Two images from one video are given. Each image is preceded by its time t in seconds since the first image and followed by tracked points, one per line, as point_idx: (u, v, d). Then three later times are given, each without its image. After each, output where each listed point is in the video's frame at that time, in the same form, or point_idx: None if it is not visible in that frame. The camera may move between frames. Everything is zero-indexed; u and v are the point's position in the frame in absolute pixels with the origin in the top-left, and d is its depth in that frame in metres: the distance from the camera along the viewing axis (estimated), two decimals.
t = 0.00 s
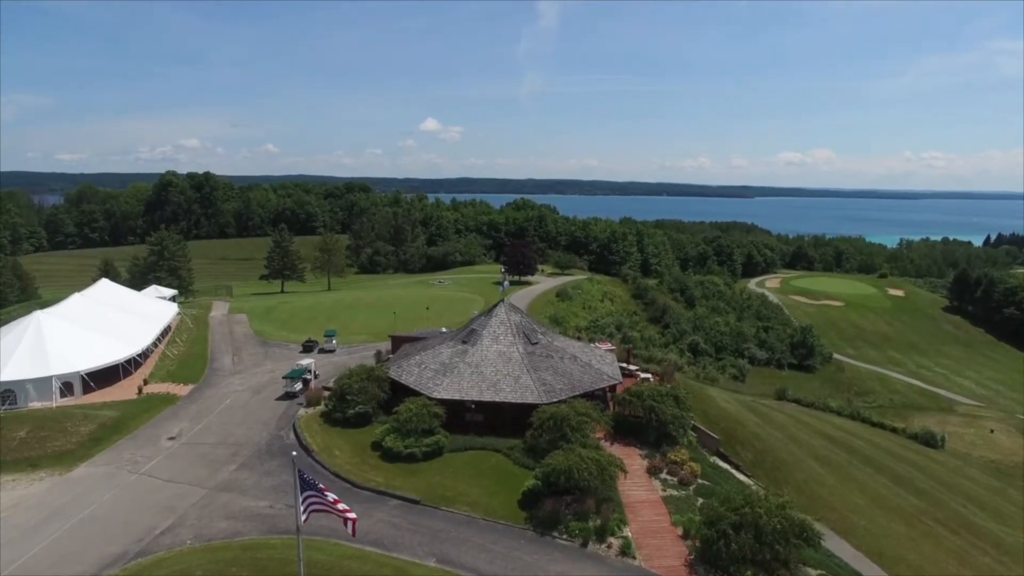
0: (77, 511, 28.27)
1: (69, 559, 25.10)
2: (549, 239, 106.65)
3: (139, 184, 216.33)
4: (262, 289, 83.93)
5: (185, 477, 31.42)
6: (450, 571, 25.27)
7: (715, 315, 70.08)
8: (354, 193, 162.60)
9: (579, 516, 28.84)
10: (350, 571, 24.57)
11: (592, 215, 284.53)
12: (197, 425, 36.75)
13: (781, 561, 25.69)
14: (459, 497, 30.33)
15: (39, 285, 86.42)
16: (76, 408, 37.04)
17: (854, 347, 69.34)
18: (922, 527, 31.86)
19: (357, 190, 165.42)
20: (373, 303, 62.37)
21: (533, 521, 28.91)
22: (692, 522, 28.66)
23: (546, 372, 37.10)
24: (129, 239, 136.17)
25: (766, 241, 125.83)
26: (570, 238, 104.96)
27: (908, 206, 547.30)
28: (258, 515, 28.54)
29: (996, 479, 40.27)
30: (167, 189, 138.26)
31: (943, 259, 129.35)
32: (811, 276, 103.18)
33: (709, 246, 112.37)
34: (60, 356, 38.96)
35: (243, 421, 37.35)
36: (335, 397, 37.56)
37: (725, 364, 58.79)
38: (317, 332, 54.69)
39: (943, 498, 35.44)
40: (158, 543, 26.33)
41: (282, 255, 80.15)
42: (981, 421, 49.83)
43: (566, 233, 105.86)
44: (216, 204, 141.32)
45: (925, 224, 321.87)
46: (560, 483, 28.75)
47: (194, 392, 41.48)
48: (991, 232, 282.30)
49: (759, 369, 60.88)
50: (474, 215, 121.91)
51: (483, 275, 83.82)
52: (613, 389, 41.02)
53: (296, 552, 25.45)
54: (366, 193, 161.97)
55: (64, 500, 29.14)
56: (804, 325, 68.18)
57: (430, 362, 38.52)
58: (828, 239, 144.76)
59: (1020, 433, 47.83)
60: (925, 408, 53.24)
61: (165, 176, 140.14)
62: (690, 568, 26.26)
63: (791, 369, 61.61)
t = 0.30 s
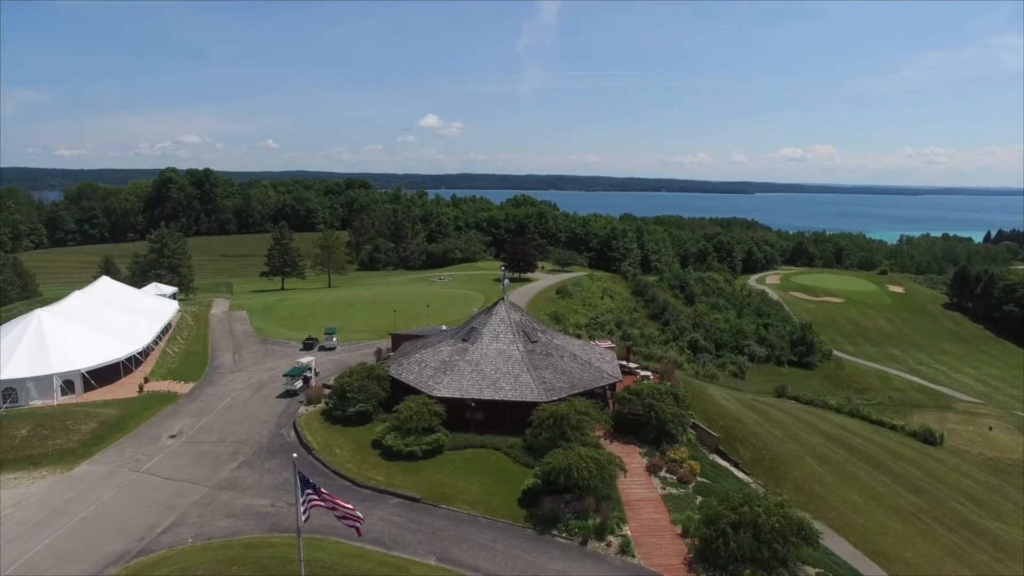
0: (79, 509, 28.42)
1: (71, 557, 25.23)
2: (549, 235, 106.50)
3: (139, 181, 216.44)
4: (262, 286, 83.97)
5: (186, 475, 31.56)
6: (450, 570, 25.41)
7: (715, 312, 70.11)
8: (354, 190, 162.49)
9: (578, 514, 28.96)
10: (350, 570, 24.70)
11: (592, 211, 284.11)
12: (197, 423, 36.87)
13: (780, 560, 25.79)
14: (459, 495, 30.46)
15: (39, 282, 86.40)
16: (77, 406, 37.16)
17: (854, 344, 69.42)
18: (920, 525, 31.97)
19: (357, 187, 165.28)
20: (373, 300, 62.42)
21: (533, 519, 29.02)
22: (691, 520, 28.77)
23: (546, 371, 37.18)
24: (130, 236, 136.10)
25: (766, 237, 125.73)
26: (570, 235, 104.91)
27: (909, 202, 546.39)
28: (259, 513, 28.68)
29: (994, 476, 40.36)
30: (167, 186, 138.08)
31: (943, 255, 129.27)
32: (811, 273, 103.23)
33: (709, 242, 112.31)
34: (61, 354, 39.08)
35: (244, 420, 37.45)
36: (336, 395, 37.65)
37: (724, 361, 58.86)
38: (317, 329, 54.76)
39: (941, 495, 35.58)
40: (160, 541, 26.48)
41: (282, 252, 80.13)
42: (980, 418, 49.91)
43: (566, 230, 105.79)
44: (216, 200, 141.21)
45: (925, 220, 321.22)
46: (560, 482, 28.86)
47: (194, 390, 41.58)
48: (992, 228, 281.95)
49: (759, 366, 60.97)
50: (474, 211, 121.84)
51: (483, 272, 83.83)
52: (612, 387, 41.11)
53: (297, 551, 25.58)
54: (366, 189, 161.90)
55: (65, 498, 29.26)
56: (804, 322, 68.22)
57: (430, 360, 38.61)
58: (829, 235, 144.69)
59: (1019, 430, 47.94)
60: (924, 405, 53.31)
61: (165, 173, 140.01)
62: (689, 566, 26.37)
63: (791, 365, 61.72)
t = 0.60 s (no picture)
0: (81, 507, 28.54)
1: (73, 556, 25.35)
2: (549, 231, 106.31)
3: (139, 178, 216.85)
4: (263, 283, 84.00)
5: (187, 473, 31.67)
6: (450, 568, 25.53)
7: (715, 308, 70.16)
8: (354, 186, 162.22)
9: (578, 513, 29.07)
10: (351, 568, 24.82)
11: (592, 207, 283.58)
12: (198, 421, 36.95)
13: (779, 558, 25.90)
14: (459, 493, 30.56)
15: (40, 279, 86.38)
16: (78, 404, 37.25)
17: (854, 341, 69.48)
18: (918, 523, 32.12)
19: (357, 183, 165.09)
20: (374, 296, 62.44)
21: (533, 518, 29.15)
22: (691, 518, 28.87)
23: (546, 368, 37.26)
24: (130, 232, 135.94)
25: (767, 233, 125.62)
26: (570, 231, 104.78)
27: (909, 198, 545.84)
28: (260, 511, 28.78)
29: (993, 474, 40.45)
30: (167, 182, 137.95)
31: (944, 252, 129.19)
32: (811, 269, 103.18)
33: (710, 238, 112.26)
34: (62, 352, 39.17)
35: (244, 417, 37.53)
36: (336, 393, 37.72)
37: (724, 358, 58.90)
38: (317, 326, 54.82)
39: (939, 493, 35.68)
40: (161, 539, 26.60)
41: (283, 249, 80.12)
42: (979, 416, 50.00)
43: (567, 226, 105.70)
44: (216, 196, 141.15)
45: (926, 216, 320.56)
46: (560, 480, 28.96)
47: (195, 388, 41.69)
48: (992, 224, 281.92)
49: (758, 362, 61.02)
50: (474, 207, 121.67)
51: (482, 268, 83.79)
52: (612, 385, 41.20)
53: (298, 549, 25.69)
54: (366, 185, 161.72)
55: (67, 496, 29.34)
56: (804, 319, 68.23)
57: (430, 358, 38.66)
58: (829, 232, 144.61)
59: (1018, 428, 48.02)
60: (924, 402, 53.40)
61: (165, 169, 139.85)
62: (689, 564, 26.49)
63: (790, 362, 61.80)
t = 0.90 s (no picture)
0: (84, 505, 28.66)
1: (76, 553, 25.50)
2: (549, 227, 106.38)
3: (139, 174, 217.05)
4: (264, 279, 84.09)
5: (189, 471, 31.80)
6: (451, 565, 25.67)
7: (715, 305, 70.23)
8: (354, 181, 162.13)
9: (578, 511, 29.20)
10: (353, 566, 24.95)
11: (593, 203, 283.14)
12: (200, 418, 37.06)
13: (779, 557, 25.99)
14: (460, 491, 30.69)
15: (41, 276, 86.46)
16: (81, 401, 37.38)
17: (854, 337, 69.55)
18: (918, 520, 32.24)
19: (357, 178, 165.05)
20: (374, 293, 62.50)
21: (533, 515, 29.26)
22: (691, 516, 29.00)
23: (547, 366, 37.36)
24: (130, 228, 135.93)
25: (767, 229, 125.62)
26: (570, 227, 104.77)
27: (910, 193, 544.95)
28: (262, 509, 28.92)
29: (992, 471, 40.56)
30: (168, 178, 137.92)
31: (944, 248, 129.10)
32: (811, 265, 103.27)
33: (710, 234, 112.21)
34: (64, 349, 39.26)
35: (246, 415, 37.66)
36: (337, 390, 37.81)
37: (724, 354, 58.99)
38: (318, 323, 54.91)
39: (939, 490, 35.80)
40: (164, 537, 26.72)
41: (283, 245, 80.14)
42: (979, 412, 50.11)
43: (567, 222, 105.65)
44: (216, 192, 141.27)
45: (928, 211, 320.14)
46: (560, 478, 29.06)
47: (196, 385, 41.81)
48: (992, 219, 281.59)
49: (759, 359, 61.12)
50: (475, 204, 121.64)
51: (483, 265, 83.85)
52: (612, 382, 41.28)
53: (301, 547, 25.83)
54: (366, 181, 161.75)
55: (70, 493, 29.49)
56: (804, 316, 68.27)
57: (431, 356, 38.74)
58: (830, 227, 144.53)
59: (1017, 425, 48.12)
60: (924, 399, 53.49)
61: (165, 165, 139.84)
62: (689, 562, 26.62)
63: (791, 359, 61.88)
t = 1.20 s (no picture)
0: (87, 503, 28.79)
1: (81, 550, 25.65)
2: (551, 223, 106.37)
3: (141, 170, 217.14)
4: (265, 276, 84.18)
5: (192, 468, 31.93)
6: (453, 563, 25.80)
7: (716, 301, 70.23)
8: (356, 177, 161.99)
9: (579, 509, 29.26)
10: (355, 564, 25.06)
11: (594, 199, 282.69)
12: (202, 415, 37.19)
13: (779, 555, 26.08)
14: (462, 489, 30.78)
15: (43, 272, 86.64)
16: (83, 398, 37.53)
17: (855, 334, 69.55)
18: (918, 519, 32.28)
19: (359, 174, 164.99)
20: (376, 289, 62.55)
21: (534, 513, 29.37)
22: (691, 515, 29.09)
23: (548, 364, 37.42)
24: (132, 224, 136.01)
25: (769, 226, 125.52)
26: (572, 223, 104.72)
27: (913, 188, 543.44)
28: (265, 506, 29.05)
29: (993, 469, 40.59)
30: (169, 174, 137.89)
31: (946, 244, 128.86)
32: (813, 261, 103.19)
33: (712, 230, 112.06)
34: (66, 346, 39.39)
35: (248, 412, 37.78)
36: (339, 388, 37.90)
37: (725, 351, 59.02)
38: (320, 320, 54.98)
39: (938, 488, 35.87)
40: (167, 535, 26.88)
41: (285, 241, 80.17)
42: (980, 410, 50.10)
43: (568, 218, 105.54)
44: (218, 187, 141.35)
45: (931, 207, 319.30)
46: (561, 477, 29.15)
47: (198, 382, 41.93)
48: (995, 215, 280.95)
49: (760, 355, 61.15)
50: (476, 200, 121.56)
51: (484, 261, 83.86)
52: (613, 380, 41.35)
53: (303, 544, 25.96)
54: (368, 177, 161.63)
55: (74, 491, 29.64)
56: (805, 312, 68.25)
57: (432, 354, 38.84)
58: (832, 223, 144.32)
59: (1019, 422, 48.11)
60: (925, 396, 53.47)
61: (166, 160, 139.80)
62: (689, 560, 26.69)
63: (792, 355, 61.90)
